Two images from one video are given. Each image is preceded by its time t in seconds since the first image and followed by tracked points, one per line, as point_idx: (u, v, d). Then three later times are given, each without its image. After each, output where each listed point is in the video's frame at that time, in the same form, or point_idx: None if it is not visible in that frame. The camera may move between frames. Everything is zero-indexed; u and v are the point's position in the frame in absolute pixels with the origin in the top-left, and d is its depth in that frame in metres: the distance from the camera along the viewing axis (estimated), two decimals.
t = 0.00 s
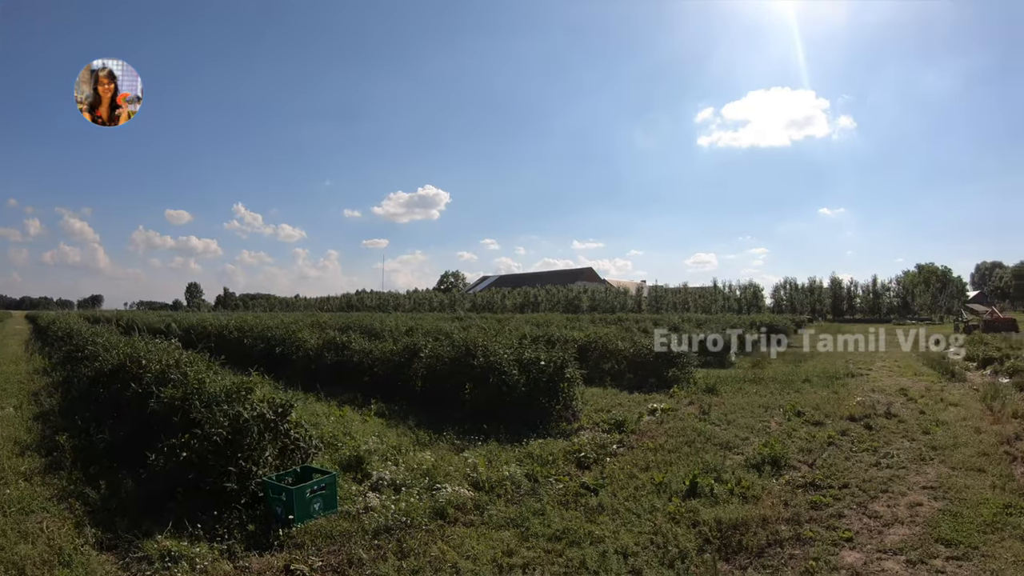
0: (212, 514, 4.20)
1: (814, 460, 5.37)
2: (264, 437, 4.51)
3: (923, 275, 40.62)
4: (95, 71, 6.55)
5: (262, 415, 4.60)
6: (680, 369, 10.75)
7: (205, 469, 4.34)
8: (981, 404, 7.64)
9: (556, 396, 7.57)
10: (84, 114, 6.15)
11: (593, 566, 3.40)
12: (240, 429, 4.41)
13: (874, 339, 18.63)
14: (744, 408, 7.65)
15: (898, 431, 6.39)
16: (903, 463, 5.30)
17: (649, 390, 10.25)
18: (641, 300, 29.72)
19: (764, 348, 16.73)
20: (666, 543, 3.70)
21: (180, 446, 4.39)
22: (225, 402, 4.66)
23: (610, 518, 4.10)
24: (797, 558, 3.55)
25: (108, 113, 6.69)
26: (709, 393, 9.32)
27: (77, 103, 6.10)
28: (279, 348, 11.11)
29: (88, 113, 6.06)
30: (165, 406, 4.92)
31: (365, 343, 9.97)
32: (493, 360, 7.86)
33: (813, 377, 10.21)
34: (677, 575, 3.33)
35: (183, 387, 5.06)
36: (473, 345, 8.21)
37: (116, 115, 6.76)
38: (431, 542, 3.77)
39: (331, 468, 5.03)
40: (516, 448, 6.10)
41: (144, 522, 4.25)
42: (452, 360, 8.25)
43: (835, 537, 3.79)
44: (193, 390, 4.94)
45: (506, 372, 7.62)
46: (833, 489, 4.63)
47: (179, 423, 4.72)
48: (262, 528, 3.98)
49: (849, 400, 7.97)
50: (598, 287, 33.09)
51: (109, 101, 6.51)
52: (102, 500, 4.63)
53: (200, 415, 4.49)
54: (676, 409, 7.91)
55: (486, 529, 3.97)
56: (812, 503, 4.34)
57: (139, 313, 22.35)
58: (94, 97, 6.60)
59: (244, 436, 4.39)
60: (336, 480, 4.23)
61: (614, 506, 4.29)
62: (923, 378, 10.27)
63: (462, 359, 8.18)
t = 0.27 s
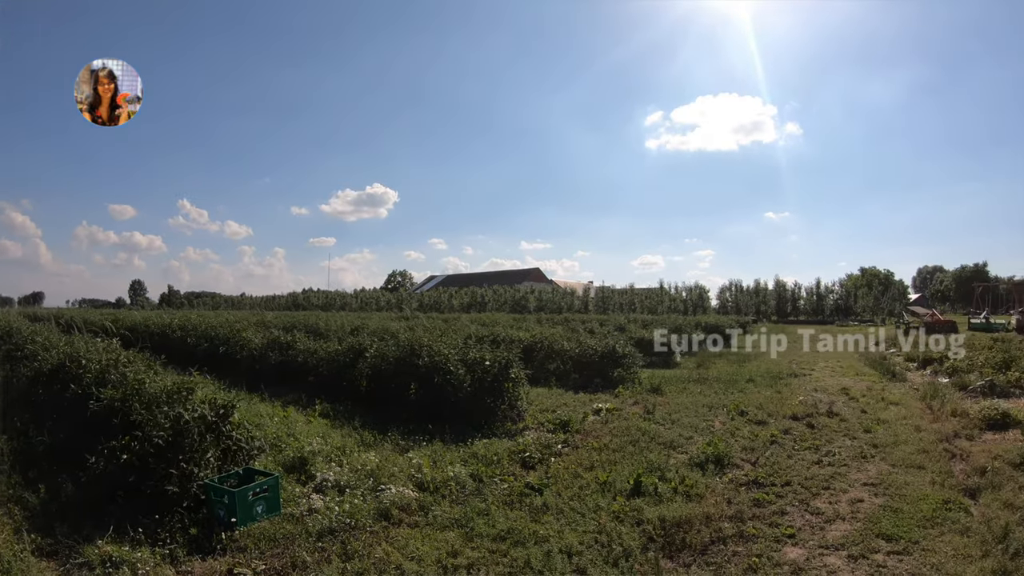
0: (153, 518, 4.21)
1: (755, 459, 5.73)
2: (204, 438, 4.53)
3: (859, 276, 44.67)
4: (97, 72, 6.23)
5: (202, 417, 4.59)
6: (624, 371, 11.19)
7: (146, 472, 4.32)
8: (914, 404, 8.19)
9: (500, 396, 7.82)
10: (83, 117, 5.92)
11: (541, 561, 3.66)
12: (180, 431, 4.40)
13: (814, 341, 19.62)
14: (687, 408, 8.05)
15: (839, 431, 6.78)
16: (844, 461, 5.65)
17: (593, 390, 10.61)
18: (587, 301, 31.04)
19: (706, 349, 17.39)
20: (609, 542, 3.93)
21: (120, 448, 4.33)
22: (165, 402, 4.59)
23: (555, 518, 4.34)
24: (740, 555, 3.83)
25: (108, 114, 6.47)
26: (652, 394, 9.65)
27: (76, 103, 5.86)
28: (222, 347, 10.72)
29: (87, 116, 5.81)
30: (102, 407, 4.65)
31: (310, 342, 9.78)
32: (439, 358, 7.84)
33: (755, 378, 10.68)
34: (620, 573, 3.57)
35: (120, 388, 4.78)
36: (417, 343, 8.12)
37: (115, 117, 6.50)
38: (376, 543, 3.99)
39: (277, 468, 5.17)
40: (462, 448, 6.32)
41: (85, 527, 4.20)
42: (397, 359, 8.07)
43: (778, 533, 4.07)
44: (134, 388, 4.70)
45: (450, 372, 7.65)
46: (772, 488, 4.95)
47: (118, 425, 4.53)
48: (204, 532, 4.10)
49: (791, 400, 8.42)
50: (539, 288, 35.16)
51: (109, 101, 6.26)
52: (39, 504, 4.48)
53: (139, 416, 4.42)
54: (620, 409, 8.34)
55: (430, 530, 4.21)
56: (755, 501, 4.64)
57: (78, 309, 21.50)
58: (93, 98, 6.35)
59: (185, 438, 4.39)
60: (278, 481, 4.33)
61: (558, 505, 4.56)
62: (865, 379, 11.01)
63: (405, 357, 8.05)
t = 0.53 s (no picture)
0: (111, 522, 4.21)
1: (714, 459, 5.79)
2: (165, 441, 4.52)
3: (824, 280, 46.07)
4: (97, 71, 6.07)
5: (162, 419, 4.55)
6: (587, 371, 11.26)
7: (104, 475, 4.27)
8: (874, 404, 8.40)
9: (462, 398, 7.70)
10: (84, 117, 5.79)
11: (501, 561, 3.68)
12: (140, 433, 4.36)
13: (775, 343, 20.05)
14: (649, 409, 8.14)
15: (799, 431, 6.90)
16: (803, 461, 5.75)
17: (555, 391, 10.71)
18: (550, 303, 32.42)
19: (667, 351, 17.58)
20: (571, 543, 3.93)
21: (78, 451, 4.28)
22: (125, 405, 4.53)
23: (516, 519, 4.35)
24: (700, 554, 3.86)
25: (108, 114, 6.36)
26: (613, 395, 9.71)
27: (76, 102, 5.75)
28: (183, 349, 10.54)
29: (86, 116, 5.69)
30: (59, 410, 4.57)
31: (271, 343, 9.64)
32: (400, 359, 7.75)
33: (717, 379, 10.82)
34: (580, 573, 3.58)
35: (78, 390, 4.75)
36: (378, 344, 8.02)
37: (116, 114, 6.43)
38: (335, 545, 4.00)
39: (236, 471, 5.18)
40: (422, 450, 6.32)
41: (44, 531, 4.18)
42: (359, 359, 8.03)
43: (738, 532, 4.11)
44: (93, 390, 4.68)
45: (412, 374, 7.55)
46: (732, 487, 5.00)
47: (76, 429, 4.48)
48: (163, 535, 4.09)
49: (751, 401, 8.57)
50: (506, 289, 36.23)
51: (109, 100, 6.19)
52: None
53: (98, 418, 4.36)
54: (581, 410, 8.40)
55: (390, 531, 4.21)
56: (715, 500, 4.69)
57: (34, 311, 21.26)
58: (93, 97, 6.24)
59: (145, 440, 4.36)
60: (237, 484, 4.32)
61: (519, 506, 4.58)
62: (825, 380, 11.30)
63: (367, 358, 7.97)
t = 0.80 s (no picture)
0: (71, 527, 4.21)
1: (676, 459, 5.85)
2: (128, 445, 4.55)
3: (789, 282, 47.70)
4: (97, 70, 6.30)
5: (123, 422, 4.53)
6: (550, 373, 11.34)
7: (65, 480, 4.26)
8: (835, 404, 8.60)
9: (425, 400, 7.75)
10: (85, 116, 5.84)
11: (462, 564, 3.70)
12: (101, 437, 4.35)
13: (738, 344, 20.46)
14: (613, 410, 8.16)
15: (760, 432, 7.02)
16: (764, 461, 5.84)
17: (519, 393, 10.73)
18: (516, 305, 33.66)
19: (632, 353, 17.69)
20: (533, 544, 3.95)
21: (37, 456, 4.23)
22: (85, 408, 4.46)
23: (477, 521, 4.38)
24: (660, 554, 3.89)
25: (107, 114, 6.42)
26: (577, 397, 9.74)
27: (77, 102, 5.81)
28: (146, 351, 10.44)
29: (87, 116, 5.65)
30: (17, 412, 4.32)
31: (235, 345, 9.58)
32: (364, 361, 7.75)
33: (681, 381, 10.95)
34: (541, 574, 3.60)
35: (37, 391, 4.55)
36: (341, 345, 8.02)
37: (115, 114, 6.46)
38: (296, 549, 4.01)
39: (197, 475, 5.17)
40: (384, 452, 6.32)
41: None
42: (322, 363, 7.97)
43: (698, 532, 4.15)
44: (52, 392, 4.52)
45: (375, 376, 7.56)
46: (693, 487, 5.07)
47: (34, 432, 4.29)
48: (123, 540, 4.09)
49: (714, 401, 8.69)
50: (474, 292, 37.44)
51: (108, 100, 6.24)
52: None
53: (57, 421, 4.28)
54: (545, 412, 8.47)
55: (351, 534, 4.24)
56: (676, 501, 4.73)
57: None
58: (94, 98, 6.36)
59: (106, 444, 4.36)
60: (198, 488, 4.33)
61: (482, 508, 4.60)
62: (787, 381, 11.56)
63: (331, 360, 7.95)
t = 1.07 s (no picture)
0: (32, 533, 4.20)
1: (641, 460, 5.90)
2: (90, 447, 4.46)
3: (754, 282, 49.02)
4: (97, 70, 5.90)
5: (86, 426, 4.45)
6: (517, 375, 11.40)
7: (26, 484, 4.21)
8: (799, 404, 8.76)
9: (392, 402, 7.69)
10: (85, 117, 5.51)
11: (425, 565, 3.70)
12: (63, 440, 4.28)
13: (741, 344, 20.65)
14: (578, 411, 8.23)
15: (726, 431, 7.09)
16: (729, 460, 5.91)
17: (485, 394, 10.77)
18: (485, 305, 35.14)
19: (600, 354, 17.84)
20: (496, 545, 3.96)
21: None
22: (47, 411, 4.41)
23: (439, 522, 4.40)
24: (624, 554, 3.91)
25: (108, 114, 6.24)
26: (544, 397, 9.76)
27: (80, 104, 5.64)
28: (111, 354, 10.39)
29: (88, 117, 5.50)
30: None
31: (201, 347, 9.51)
32: (329, 362, 7.65)
33: (648, 381, 11.08)
34: (503, 574, 3.60)
35: None
36: (305, 346, 7.92)
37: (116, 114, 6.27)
38: (261, 552, 4.01)
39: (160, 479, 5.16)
40: (350, 454, 6.32)
41: None
42: (288, 364, 7.88)
43: (661, 532, 4.18)
44: (15, 396, 4.39)
45: (340, 378, 7.50)
46: (658, 487, 5.12)
47: None
48: (86, 544, 4.02)
49: (681, 401, 8.81)
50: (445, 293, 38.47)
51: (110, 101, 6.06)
52: None
53: (19, 425, 4.20)
54: (511, 413, 8.51)
55: (315, 536, 4.25)
56: (640, 501, 4.76)
57: None
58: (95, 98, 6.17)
59: (68, 447, 4.29)
60: (162, 492, 4.27)
61: (446, 510, 4.61)
62: (754, 382, 11.75)
63: (296, 362, 7.85)
